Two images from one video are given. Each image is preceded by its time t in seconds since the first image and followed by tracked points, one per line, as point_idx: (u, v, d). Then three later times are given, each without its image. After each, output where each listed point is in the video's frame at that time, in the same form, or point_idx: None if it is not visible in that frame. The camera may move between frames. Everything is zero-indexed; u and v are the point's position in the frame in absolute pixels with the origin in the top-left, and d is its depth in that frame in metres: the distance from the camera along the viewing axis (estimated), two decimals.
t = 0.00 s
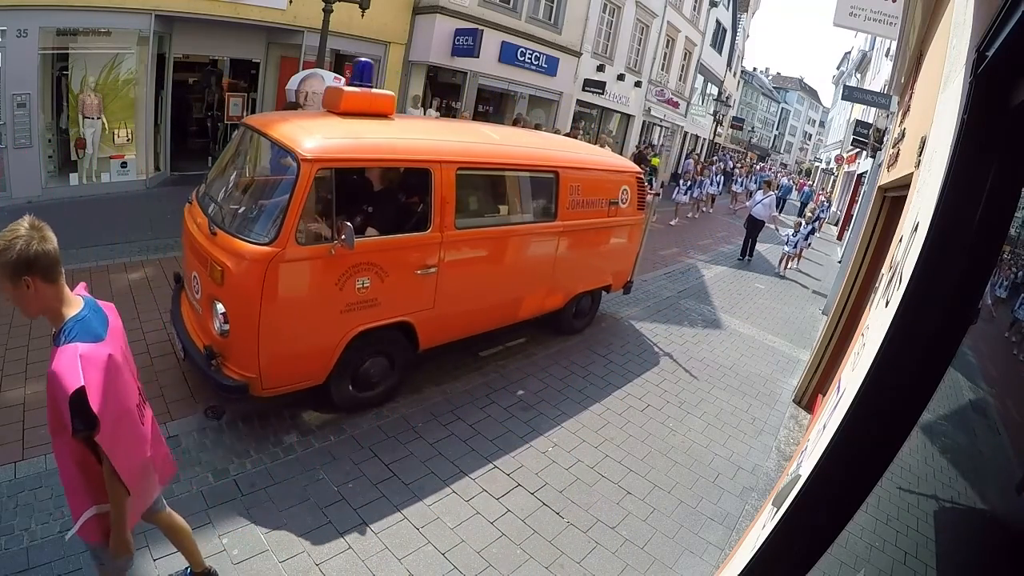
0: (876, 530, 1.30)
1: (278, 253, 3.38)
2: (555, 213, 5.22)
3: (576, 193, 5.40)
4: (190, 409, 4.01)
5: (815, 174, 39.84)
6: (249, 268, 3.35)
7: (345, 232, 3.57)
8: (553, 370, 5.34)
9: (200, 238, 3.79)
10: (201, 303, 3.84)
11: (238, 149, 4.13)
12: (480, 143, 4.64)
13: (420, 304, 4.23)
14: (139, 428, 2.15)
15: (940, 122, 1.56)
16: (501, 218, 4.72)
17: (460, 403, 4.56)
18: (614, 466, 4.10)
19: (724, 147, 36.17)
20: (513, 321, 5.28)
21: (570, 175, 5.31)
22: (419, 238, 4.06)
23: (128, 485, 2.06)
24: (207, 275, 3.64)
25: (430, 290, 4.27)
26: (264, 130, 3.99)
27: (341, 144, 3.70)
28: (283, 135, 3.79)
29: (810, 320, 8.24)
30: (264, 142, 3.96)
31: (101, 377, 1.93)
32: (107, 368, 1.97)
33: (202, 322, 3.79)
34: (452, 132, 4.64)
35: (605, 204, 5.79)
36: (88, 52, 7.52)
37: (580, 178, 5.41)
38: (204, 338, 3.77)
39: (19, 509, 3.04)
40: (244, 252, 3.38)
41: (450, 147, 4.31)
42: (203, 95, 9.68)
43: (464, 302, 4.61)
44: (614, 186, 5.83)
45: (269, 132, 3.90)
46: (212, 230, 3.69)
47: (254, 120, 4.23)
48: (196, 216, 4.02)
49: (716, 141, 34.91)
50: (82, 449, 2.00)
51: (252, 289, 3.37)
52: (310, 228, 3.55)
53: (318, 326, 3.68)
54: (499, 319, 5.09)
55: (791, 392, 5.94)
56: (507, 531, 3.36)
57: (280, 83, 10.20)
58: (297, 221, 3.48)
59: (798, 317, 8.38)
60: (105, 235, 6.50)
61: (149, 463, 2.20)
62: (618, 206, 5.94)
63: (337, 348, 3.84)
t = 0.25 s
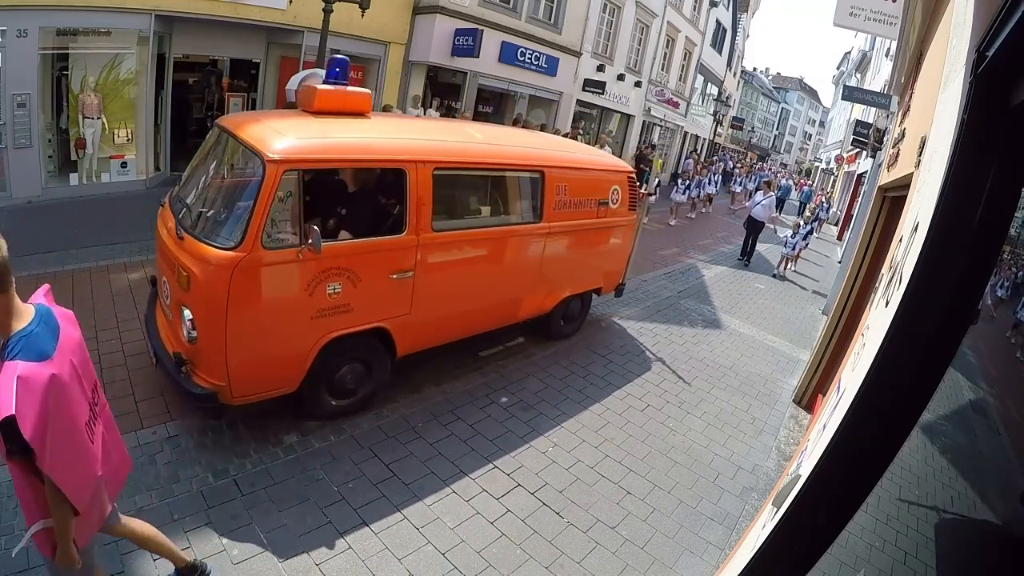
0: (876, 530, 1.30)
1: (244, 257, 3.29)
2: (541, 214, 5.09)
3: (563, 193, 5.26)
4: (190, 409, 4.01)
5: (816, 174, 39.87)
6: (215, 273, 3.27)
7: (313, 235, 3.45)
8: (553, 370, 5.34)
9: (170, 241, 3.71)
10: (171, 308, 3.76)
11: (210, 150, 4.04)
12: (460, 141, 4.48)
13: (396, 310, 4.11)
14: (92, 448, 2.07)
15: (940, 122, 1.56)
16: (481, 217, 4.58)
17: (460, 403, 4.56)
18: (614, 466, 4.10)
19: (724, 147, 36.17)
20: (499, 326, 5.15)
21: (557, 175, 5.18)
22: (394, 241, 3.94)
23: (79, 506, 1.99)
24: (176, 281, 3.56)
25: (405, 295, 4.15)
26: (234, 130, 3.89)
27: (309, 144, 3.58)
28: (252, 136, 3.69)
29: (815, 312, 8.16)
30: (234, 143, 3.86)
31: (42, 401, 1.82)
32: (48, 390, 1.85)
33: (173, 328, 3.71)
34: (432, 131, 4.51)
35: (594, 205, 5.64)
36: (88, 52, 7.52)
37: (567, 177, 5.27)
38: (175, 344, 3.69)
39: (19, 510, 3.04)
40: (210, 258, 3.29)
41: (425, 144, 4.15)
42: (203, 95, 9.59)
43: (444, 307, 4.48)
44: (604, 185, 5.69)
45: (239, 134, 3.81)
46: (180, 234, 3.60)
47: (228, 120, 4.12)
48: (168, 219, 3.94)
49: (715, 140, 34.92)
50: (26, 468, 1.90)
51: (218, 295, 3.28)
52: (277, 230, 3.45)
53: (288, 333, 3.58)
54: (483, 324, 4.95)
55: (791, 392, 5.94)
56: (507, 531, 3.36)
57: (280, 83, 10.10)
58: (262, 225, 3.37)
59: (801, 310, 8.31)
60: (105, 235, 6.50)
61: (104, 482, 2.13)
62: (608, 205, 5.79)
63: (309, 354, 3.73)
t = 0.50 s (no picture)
0: (876, 530, 1.30)
1: (203, 262, 3.18)
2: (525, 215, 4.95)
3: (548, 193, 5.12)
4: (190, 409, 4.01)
5: (816, 174, 39.91)
6: (176, 278, 3.17)
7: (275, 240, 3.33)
8: (553, 369, 5.34)
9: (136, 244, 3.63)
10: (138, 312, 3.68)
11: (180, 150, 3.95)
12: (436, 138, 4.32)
13: (369, 315, 3.98)
14: (48, 466, 1.89)
15: (940, 122, 1.56)
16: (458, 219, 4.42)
17: (460, 403, 4.56)
18: (614, 466, 4.10)
19: (725, 146, 36.16)
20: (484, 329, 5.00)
21: (541, 175, 5.04)
22: (365, 244, 3.81)
23: (27, 525, 1.84)
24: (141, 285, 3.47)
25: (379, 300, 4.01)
26: (201, 130, 3.79)
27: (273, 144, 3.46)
28: (217, 136, 3.57)
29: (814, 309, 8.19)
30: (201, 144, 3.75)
31: None
32: None
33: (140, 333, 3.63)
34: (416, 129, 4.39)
35: (582, 206, 5.51)
36: (88, 52, 7.52)
37: (552, 177, 5.13)
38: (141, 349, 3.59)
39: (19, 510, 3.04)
40: (169, 263, 3.19)
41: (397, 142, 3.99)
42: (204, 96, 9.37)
43: (423, 312, 4.35)
44: (592, 186, 5.55)
45: (205, 133, 3.70)
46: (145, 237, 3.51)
47: (198, 119, 4.02)
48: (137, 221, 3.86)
49: (715, 140, 34.92)
50: None
51: (179, 300, 3.18)
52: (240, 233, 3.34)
53: (254, 339, 3.47)
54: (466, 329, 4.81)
55: (791, 392, 5.94)
56: (507, 531, 3.36)
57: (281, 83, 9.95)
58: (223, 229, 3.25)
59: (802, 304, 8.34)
60: (106, 235, 6.50)
61: (62, 499, 1.96)
62: (597, 207, 5.66)
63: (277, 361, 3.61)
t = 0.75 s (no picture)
0: (876, 531, 1.29)
1: (166, 267, 3.09)
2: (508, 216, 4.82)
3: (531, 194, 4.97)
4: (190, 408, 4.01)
5: (817, 174, 39.93)
6: (139, 283, 3.08)
7: (238, 243, 3.23)
8: (553, 369, 5.34)
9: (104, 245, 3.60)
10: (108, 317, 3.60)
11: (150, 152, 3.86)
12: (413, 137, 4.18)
13: (343, 321, 3.86)
14: (24, 471, 1.87)
15: (940, 123, 1.56)
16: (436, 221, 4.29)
17: (460, 403, 4.56)
18: (614, 466, 4.10)
19: (724, 147, 36.17)
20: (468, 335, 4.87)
21: (524, 175, 4.90)
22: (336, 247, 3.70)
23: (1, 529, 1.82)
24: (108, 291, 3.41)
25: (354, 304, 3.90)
26: (169, 131, 3.72)
27: (238, 145, 3.37)
28: (184, 138, 3.49)
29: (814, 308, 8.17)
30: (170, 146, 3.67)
31: None
32: None
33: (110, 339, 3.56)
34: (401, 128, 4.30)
35: (570, 206, 5.37)
36: (88, 52, 7.52)
37: (535, 176, 4.98)
38: (112, 356, 3.53)
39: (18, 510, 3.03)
40: (132, 267, 3.11)
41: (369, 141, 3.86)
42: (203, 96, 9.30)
43: (401, 317, 4.22)
44: (579, 186, 5.41)
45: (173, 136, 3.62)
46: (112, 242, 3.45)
47: (169, 119, 3.95)
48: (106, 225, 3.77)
49: (715, 140, 34.94)
50: None
51: (141, 306, 3.09)
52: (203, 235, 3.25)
53: (221, 346, 3.37)
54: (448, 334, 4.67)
55: (791, 392, 5.94)
56: (507, 531, 3.36)
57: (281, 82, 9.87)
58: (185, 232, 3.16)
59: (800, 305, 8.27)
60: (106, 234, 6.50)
61: (40, 502, 1.94)
62: (586, 207, 5.54)
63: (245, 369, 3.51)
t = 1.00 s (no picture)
0: (876, 531, 1.29)
1: (125, 272, 3.10)
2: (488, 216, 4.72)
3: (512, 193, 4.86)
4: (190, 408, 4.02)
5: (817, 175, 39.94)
6: (100, 289, 3.10)
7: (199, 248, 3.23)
8: (553, 370, 5.34)
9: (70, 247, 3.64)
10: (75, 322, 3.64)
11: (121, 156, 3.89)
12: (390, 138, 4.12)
13: (314, 325, 3.82)
14: None
15: (940, 123, 1.56)
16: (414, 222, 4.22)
17: (460, 403, 4.56)
18: (614, 466, 4.10)
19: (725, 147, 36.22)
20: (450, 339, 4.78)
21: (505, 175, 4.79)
22: (304, 250, 3.66)
23: None
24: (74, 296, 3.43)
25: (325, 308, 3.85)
26: (135, 135, 3.73)
27: (199, 146, 3.36)
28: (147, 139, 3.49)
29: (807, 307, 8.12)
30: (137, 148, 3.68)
31: None
32: None
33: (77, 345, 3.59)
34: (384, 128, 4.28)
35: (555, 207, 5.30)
36: (88, 52, 7.48)
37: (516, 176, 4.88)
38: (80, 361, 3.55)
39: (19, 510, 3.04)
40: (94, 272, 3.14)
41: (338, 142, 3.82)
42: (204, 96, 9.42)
43: (376, 321, 4.16)
44: (565, 187, 5.35)
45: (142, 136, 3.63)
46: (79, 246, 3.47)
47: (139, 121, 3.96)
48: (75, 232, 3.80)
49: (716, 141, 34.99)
50: None
51: (102, 313, 3.11)
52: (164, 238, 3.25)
53: (184, 351, 3.36)
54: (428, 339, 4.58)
55: (791, 392, 5.95)
56: (507, 531, 3.36)
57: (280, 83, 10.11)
58: (144, 238, 3.17)
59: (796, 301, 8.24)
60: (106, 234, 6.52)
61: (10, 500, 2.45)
62: (574, 209, 5.50)
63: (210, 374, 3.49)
